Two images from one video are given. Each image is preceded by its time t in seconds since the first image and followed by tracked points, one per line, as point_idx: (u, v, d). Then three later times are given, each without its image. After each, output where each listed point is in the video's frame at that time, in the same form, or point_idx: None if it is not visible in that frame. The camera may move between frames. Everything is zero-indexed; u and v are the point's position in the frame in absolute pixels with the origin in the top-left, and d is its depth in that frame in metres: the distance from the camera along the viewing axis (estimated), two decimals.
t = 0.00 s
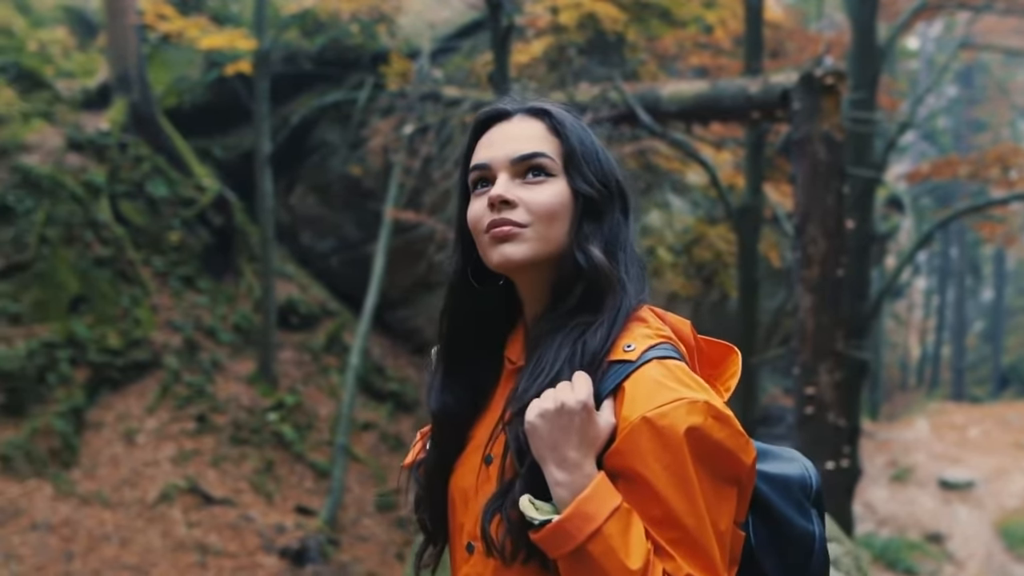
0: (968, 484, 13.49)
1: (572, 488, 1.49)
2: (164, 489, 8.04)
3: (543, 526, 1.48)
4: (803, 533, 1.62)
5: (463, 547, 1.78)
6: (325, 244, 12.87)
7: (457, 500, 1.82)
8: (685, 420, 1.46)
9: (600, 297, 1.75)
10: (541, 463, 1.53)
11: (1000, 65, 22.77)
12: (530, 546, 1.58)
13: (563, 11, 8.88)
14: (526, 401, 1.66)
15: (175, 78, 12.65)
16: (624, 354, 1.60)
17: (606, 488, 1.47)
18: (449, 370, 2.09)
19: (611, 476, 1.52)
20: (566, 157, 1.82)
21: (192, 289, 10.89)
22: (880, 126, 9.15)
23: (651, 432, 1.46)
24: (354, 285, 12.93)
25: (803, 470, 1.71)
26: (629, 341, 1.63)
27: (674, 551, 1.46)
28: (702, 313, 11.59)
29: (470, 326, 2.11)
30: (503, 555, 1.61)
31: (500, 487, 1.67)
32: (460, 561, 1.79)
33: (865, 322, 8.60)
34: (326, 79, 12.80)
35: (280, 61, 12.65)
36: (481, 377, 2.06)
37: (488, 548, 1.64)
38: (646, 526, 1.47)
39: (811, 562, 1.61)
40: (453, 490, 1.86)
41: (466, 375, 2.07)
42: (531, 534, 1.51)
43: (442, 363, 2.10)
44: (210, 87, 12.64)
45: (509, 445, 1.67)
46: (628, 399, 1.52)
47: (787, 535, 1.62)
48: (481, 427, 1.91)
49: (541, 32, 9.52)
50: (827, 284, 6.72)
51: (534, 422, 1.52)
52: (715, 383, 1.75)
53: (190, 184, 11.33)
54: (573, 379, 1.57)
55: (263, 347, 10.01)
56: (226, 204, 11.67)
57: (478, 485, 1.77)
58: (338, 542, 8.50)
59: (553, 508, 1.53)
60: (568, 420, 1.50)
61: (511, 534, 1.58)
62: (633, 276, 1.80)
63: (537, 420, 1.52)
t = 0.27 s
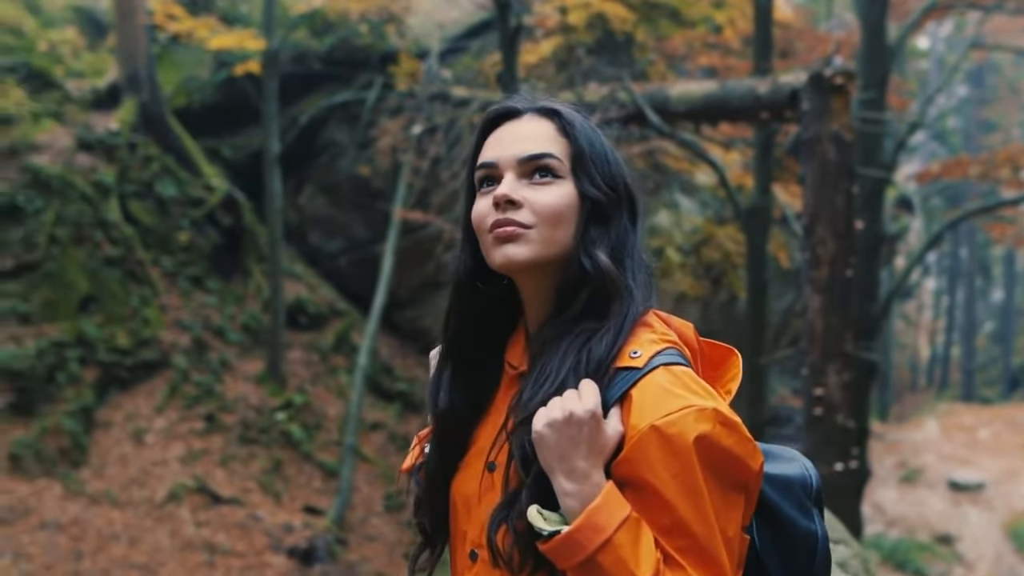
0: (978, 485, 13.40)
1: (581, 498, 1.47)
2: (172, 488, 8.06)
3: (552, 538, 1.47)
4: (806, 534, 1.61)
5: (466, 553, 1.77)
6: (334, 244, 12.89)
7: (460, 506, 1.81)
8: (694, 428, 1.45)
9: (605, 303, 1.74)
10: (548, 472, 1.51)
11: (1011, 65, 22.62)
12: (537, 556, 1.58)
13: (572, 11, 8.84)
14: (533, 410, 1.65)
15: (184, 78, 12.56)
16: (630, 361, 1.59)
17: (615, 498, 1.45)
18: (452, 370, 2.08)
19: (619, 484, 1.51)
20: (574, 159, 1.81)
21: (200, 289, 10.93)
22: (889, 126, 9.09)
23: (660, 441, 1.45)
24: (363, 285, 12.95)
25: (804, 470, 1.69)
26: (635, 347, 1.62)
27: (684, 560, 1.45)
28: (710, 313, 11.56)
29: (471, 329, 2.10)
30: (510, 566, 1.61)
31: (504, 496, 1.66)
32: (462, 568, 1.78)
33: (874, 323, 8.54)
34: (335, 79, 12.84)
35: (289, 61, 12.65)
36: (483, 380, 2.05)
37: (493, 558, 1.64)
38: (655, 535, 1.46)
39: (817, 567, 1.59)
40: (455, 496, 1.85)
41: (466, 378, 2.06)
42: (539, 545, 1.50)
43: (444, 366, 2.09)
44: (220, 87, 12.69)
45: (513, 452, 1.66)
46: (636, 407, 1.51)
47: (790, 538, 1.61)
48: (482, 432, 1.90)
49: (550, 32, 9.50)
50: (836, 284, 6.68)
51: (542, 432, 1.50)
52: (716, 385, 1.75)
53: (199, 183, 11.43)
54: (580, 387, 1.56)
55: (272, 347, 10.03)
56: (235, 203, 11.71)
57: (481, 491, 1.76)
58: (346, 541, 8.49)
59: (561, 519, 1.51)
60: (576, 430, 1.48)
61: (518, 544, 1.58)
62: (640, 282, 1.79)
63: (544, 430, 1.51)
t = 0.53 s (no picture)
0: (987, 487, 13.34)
1: (591, 509, 1.47)
2: (180, 487, 8.07)
3: (562, 550, 1.47)
4: (806, 534, 1.61)
5: (468, 560, 1.76)
6: (341, 244, 12.96)
7: (461, 512, 1.81)
8: (703, 437, 1.44)
9: (608, 310, 1.73)
10: (556, 482, 1.50)
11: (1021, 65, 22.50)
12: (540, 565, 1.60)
13: (580, 11, 8.79)
14: (539, 419, 1.64)
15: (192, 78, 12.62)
16: (636, 367, 1.58)
17: (625, 509, 1.45)
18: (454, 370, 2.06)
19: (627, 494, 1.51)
20: (581, 161, 1.80)
21: (208, 289, 10.98)
22: (898, 126, 9.05)
23: (669, 450, 1.44)
24: (370, 285, 12.96)
25: (800, 468, 1.68)
26: (641, 353, 1.61)
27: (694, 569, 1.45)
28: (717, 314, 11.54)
29: (473, 331, 2.09)
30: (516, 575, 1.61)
31: (508, 507, 1.66)
32: None
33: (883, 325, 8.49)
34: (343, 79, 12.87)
35: (297, 61, 12.78)
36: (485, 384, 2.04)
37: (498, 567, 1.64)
38: (665, 545, 1.46)
39: (817, 564, 1.60)
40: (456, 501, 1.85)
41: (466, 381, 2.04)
42: (548, 557, 1.49)
43: (446, 368, 2.08)
44: (228, 86, 12.65)
45: (518, 461, 1.65)
46: (643, 415, 1.50)
47: (788, 535, 1.62)
48: (483, 438, 1.89)
49: (558, 33, 9.48)
50: (844, 285, 6.65)
51: (550, 443, 1.49)
52: (715, 387, 1.74)
53: (207, 184, 11.41)
54: (587, 397, 1.55)
55: (280, 347, 10.06)
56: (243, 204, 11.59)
57: (483, 499, 1.75)
58: (353, 541, 8.49)
59: (570, 530, 1.51)
60: (585, 441, 1.47)
61: (525, 555, 1.58)
62: (644, 289, 1.78)
63: (553, 441, 1.49)
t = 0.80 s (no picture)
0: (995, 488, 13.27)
1: (601, 520, 1.46)
2: (187, 487, 8.08)
3: (573, 562, 1.46)
4: (806, 534, 1.61)
5: (468, 568, 1.76)
6: (348, 244, 12.95)
7: (461, 520, 1.80)
8: (712, 444, 1.44)
9: (611, 317, 1.73)
10: (565, 493, 1.50)
11: None
12: None
13: (587, 11, 8.77)
14: (546, 429, 1.63)
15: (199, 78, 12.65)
16: (641, 373, 1.58)
17: (635, 518, 1.44)
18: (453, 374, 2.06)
19: (635, 502, 1.50)
20: (587, 165, 1.79)
21: (215, 289, 11.00)
22: (906, 126, 9.00)
23: (677, 457, 1.44)
24: (377, 285, 12.97)
25: (796, 468, 1.67)
26: (646, 360, 1.62)
27: None
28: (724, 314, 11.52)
29: (472, 333, 2.07)
30: None
31: (513, 518, 1.66)
32: None
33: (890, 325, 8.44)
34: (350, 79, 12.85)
35: (304, 61, 12.80)
36: (484, 388, 2.03)
37: None
38: (675, 554, 1.45)
39: (816, 562, 1.60)
40: (455, 508, 1.84)
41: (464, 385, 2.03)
42: (559, 568, 1.48)
43: (445, 372, 2.07)
44: (235, 87, 12.75)
45: (521, 470, 1.65)
46: (650, 422, 1.49)
47: (787, 534, 1.61)
48: (484, 444, 1.88)
49: (565, 33, 9.47)
50: (851, 285, 6.62)
51: (559, 453, 1.48)
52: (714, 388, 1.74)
53: (214, 183, 11.43)
54: (594, 405, 1.54)
55: (286, 346, 10.07)
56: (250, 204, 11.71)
57: (485, 507, 1.75)
58: (359, 541, 8.48)
59: (579, 541, 1.50)
60: (594, 451, 1.46)
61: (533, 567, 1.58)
62: (648, 296, 1.78)
63: (562, 451, 1.48)
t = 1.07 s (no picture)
0: (1002, 489, 13.21)
1: (611, 529, 1.48)
2: (193, 487, 8.09)
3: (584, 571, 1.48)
4: (804, 533, 1.62)
5: None
6: (355, 244, 12.95)
7: (464, 528, 1.80)
8: (720, 450, 1.46)
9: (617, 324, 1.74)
10: (575, 502, 1.52)
11: None
12: None
13: (594, 11, 8.75)
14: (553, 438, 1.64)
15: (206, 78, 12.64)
16: (647, 380, 1.59)
17: (646, 526, 1.47)
18: (451, 378, 2.04)
19: (644, 509, 1.52)
20: (595, 169, 1.80)
21: (222, 288, 11.03)
22: (913, 126, 8.95)
23: (685, 464, 1.46)
24: (383, 284, 12.99)
25: (793, 468, 1.68)
26: (651, 365, 1.63)
27: None
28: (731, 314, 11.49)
29: (468, 337, 2.06)
30: None
31: (518, 527, 1.67)
32: None
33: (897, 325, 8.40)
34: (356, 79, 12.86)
35: (311, 61, 12.80)
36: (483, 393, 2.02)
37: None
38: (685, 560, 1.48)
39: (816, 564, 1.62)
40: (456, 515, 1.84)
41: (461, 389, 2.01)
42: None
43: (443, 376, 2.06)
44: (242, 87, 12.78)
45: (526, 479, 1.67)
46: (657, 430, 1.51)
47: (788, 536, 1.62)
48: (485, 452, 1.88)
49: (572, 33, 9.45)
50: (858, 286, 6.59)
51: (569, 463, 1.50)
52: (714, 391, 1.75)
53: (221, 184, 11.43)
54: (602, 414, 1.55)
55: (293, 346, 10.09)
56: (257, 205, 11.67)
57: (488, 515, 1.75)
58: (366, 541, 8.47)
59: (588, 550, 1.52)
60: (604, 461, 1.48)
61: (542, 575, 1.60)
62: (653, 303, 1.79)
63: (571, 461, 1.50)
